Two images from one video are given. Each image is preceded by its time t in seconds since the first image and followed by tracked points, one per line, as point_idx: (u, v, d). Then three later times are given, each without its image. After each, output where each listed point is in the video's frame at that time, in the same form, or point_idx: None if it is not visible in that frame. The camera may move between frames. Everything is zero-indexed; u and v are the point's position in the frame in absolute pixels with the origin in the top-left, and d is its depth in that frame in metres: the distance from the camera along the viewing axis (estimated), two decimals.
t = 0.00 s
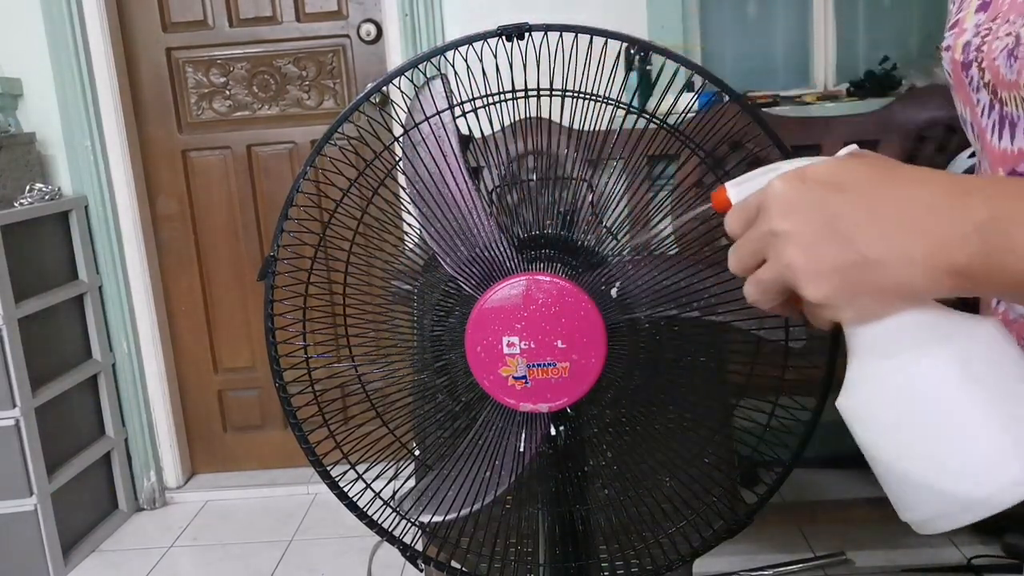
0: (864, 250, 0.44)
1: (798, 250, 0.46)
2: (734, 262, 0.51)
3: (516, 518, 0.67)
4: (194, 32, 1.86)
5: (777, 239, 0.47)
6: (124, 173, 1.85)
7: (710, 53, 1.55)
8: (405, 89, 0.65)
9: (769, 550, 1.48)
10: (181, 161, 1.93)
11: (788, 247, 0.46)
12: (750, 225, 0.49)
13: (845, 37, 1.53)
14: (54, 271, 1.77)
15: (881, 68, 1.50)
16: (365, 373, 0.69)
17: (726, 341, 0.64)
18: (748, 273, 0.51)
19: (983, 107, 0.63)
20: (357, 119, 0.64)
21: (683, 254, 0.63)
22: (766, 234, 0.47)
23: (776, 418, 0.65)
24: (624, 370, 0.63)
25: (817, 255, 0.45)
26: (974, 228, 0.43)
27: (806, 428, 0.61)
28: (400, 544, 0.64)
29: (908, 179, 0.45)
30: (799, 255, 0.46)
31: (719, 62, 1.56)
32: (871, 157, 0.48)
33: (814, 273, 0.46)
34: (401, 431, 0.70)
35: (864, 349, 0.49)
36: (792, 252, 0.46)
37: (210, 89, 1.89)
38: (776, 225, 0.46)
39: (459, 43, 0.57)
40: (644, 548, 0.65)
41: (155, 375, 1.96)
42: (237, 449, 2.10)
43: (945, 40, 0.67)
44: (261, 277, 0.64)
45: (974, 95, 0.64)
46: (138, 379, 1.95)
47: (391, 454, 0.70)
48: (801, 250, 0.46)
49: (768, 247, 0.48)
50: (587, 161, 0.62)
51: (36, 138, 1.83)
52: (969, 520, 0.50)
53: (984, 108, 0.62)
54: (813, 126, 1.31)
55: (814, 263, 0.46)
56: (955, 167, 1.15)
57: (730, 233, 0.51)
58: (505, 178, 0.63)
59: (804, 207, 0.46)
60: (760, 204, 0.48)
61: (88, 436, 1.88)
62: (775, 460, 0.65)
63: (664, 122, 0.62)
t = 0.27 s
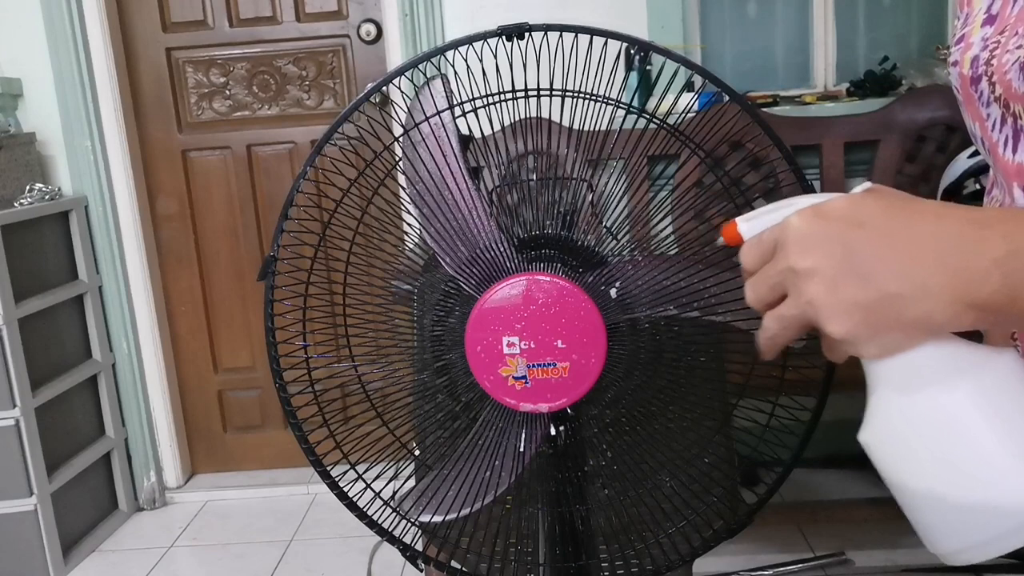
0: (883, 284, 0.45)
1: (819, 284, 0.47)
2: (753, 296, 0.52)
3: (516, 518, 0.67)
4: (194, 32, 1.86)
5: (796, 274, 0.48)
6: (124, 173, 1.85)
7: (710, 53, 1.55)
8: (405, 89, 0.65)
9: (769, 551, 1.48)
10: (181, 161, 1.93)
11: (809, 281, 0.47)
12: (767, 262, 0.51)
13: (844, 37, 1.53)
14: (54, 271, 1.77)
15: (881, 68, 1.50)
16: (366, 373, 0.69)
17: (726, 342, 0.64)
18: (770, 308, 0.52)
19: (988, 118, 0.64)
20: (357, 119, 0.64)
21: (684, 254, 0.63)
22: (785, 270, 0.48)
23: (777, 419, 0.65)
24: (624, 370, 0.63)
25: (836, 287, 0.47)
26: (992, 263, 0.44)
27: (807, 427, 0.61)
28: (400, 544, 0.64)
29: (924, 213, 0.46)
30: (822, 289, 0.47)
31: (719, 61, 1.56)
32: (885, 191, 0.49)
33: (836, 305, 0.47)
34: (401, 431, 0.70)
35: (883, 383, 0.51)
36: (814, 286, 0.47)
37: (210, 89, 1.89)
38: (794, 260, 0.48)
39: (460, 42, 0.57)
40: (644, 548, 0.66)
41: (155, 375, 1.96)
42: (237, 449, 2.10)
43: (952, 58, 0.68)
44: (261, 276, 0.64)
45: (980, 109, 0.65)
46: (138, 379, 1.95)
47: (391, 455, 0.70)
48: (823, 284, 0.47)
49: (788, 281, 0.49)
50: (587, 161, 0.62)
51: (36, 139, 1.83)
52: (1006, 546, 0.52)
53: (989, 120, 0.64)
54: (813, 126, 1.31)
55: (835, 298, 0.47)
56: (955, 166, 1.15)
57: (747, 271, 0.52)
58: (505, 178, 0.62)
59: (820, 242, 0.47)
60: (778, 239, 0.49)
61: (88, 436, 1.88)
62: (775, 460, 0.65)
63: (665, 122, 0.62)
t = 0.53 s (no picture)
0: (950, 266, 0.49)
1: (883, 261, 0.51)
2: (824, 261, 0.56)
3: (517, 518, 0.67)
4: (194, 32, 1.86)
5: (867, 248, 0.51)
6: (124, 173, 1.85)
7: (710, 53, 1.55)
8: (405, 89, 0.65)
9: (769, 550, 1.48)
10: (181, 161, 1.93)
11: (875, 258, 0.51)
12: (840, 230, 0.54)
13: (844, 37, 1.54)
14: (54, 271, 1.77)
15: (881, 68, 1.50)
16: (365, 374, 0.69)
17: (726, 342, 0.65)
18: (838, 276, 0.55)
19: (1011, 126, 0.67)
20: (357, 119, 0.64)
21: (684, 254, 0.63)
22: (857, 242, 0.52)
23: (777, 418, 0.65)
24: (625, 370, 0.63)
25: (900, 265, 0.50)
26: None
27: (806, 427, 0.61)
28: (400, 544, 0.64)
29: (1006, 208, 0.49)
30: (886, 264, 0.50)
31: (719, 61, 1.56)
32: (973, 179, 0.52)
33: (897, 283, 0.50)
34: (401, 431, 0.70)
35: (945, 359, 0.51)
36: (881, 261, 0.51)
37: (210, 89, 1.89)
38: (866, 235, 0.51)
39: (459, 42, 0.57)
40: (644, 548, 0.66)
41: (155, 375, 1.96)
42: (237, 449, 2.09)
43: (976, 61, 0.65)
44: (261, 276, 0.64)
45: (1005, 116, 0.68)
46: (138, 379, 1.95)
47: (391, 455, 0.70)
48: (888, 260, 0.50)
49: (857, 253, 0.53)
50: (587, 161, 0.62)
51: (36, 139, 1.83)
52: None
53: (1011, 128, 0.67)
54: (814, 125, 1.31)
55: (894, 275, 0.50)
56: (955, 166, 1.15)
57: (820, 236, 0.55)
58: (505, 178, 0.62)
59: (895, 220, 0.50)
60: (854, 210, 0.52)
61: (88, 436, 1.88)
62: (775, 461, 0.65)
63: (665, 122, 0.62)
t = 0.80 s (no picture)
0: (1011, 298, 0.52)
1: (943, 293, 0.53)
2: (876, 292, 0.57)
3: (516, 519, 0.67)
4: (194, 33, 1.86)
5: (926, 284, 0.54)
6: (124, 173, 1.85)
7: (710, 54, 1.55)
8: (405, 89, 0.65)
9: (769, 551, 1.48)
10: (181, 161, 1.93)
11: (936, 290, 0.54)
12: (895, 265, 0.55)
13: (844, 37, 1.54)
14: (54, 271, 1.77)
15: (881, 68, 1.50)
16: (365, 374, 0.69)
17: (726, 342, 0.65)
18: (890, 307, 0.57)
19: None
20: (356, 120, 0.64)
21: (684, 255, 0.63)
22: (918, 279, 0.54)
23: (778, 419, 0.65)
24: (625, 370, 0.62)
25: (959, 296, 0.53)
26: None
27: (806, 427, 0.61)
28: (400, 544, 0.64)
29: None
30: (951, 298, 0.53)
31: (719, 62, 1.56)
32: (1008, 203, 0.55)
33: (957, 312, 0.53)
34: (400, 431, 0.70)
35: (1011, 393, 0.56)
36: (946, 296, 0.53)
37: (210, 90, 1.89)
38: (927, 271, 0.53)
39: (460, 43, 0.56)
40: (644, 549, 0.66)
41: (155, 376, 1.96)
42: (237, 450, 2.10)
43: (991, 73, 0.73)
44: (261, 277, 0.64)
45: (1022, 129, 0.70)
46: (138, 379, 1.95)
47: (391, 455, 0.70)
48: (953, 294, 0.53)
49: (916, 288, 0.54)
50: (587, 162, 0.62)
51: (36, 139, 1.83)
52: None
53: None
54: (814, 126, 1.31)
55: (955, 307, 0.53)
56: (955, 166, 1.15)
57: (872, 266, 0.56)
58: (505, 178, 0.62)
59: (957, 254, 0.52)
60: (912, 246, 0.53)
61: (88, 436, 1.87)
62: (775, 461, 0.65)
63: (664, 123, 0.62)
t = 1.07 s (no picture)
0: None
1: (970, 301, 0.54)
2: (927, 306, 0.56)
3: (516, 519, 0.67)
4: (194, 33, 1.86)
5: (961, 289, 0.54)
6: (124, 173, 1.85)
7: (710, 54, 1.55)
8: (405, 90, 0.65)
9: (769, 551, 1.48)
10: (181, 161, 1.93)
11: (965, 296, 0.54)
12: (943, 277, 0.54)
13: (845, 38, 1.54)
14: (54, 271, 1.77)
15: (881, 69, 1.50)
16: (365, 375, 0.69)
17: (726, 343, 0.65)
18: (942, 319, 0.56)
19: None
20: (357, 120, 0.64)
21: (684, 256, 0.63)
22: (970, 294, 0.53)
23: (778, 419, 0.65)
24: (625, 370, 0.62)
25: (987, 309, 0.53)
26: None
27: (806, 427, 0.61)
28: (400, 544, 0.64)
29: None
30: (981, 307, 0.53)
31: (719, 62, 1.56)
32: None
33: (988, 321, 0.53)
34: (400, 431, 0.70)
35: None
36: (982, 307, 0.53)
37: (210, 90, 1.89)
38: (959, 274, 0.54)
39: (460, 43, 0.56)
40: (645, 549, 0.66)
41: (155, 376, 1.96)
42: (237, 450, 2.10)
43: (993, 89, 0.75)
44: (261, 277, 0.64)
45: None
46: (138, 380, 1.95)
47: (391, 456, 0.70)
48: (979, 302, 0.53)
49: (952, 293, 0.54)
50: (587, 162, 0.62)
51: (36, 140, 1.83)
52: None
53: None
54: (814, 126, 1.31)
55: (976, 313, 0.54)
56: (955, 167, 1.15)
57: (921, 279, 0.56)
58: (505, 179, 0.62)
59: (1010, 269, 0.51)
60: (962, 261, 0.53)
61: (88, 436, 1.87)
62: (775, 461, 0.65)
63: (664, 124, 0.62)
